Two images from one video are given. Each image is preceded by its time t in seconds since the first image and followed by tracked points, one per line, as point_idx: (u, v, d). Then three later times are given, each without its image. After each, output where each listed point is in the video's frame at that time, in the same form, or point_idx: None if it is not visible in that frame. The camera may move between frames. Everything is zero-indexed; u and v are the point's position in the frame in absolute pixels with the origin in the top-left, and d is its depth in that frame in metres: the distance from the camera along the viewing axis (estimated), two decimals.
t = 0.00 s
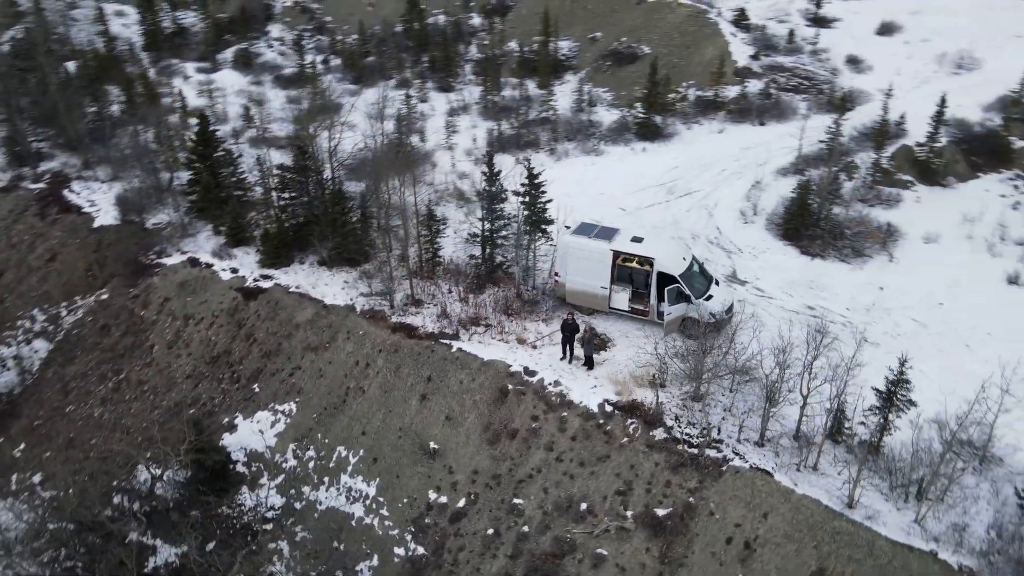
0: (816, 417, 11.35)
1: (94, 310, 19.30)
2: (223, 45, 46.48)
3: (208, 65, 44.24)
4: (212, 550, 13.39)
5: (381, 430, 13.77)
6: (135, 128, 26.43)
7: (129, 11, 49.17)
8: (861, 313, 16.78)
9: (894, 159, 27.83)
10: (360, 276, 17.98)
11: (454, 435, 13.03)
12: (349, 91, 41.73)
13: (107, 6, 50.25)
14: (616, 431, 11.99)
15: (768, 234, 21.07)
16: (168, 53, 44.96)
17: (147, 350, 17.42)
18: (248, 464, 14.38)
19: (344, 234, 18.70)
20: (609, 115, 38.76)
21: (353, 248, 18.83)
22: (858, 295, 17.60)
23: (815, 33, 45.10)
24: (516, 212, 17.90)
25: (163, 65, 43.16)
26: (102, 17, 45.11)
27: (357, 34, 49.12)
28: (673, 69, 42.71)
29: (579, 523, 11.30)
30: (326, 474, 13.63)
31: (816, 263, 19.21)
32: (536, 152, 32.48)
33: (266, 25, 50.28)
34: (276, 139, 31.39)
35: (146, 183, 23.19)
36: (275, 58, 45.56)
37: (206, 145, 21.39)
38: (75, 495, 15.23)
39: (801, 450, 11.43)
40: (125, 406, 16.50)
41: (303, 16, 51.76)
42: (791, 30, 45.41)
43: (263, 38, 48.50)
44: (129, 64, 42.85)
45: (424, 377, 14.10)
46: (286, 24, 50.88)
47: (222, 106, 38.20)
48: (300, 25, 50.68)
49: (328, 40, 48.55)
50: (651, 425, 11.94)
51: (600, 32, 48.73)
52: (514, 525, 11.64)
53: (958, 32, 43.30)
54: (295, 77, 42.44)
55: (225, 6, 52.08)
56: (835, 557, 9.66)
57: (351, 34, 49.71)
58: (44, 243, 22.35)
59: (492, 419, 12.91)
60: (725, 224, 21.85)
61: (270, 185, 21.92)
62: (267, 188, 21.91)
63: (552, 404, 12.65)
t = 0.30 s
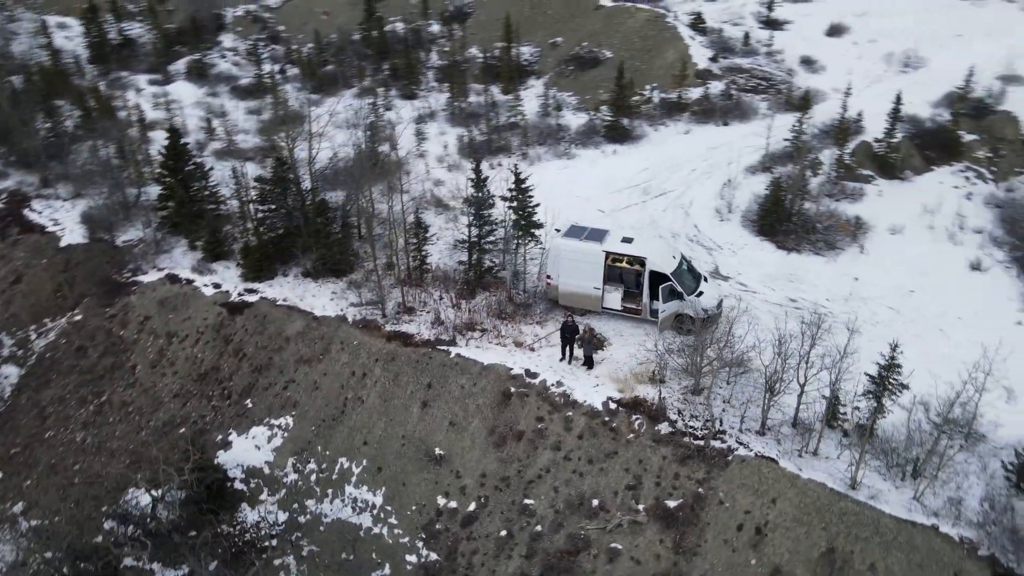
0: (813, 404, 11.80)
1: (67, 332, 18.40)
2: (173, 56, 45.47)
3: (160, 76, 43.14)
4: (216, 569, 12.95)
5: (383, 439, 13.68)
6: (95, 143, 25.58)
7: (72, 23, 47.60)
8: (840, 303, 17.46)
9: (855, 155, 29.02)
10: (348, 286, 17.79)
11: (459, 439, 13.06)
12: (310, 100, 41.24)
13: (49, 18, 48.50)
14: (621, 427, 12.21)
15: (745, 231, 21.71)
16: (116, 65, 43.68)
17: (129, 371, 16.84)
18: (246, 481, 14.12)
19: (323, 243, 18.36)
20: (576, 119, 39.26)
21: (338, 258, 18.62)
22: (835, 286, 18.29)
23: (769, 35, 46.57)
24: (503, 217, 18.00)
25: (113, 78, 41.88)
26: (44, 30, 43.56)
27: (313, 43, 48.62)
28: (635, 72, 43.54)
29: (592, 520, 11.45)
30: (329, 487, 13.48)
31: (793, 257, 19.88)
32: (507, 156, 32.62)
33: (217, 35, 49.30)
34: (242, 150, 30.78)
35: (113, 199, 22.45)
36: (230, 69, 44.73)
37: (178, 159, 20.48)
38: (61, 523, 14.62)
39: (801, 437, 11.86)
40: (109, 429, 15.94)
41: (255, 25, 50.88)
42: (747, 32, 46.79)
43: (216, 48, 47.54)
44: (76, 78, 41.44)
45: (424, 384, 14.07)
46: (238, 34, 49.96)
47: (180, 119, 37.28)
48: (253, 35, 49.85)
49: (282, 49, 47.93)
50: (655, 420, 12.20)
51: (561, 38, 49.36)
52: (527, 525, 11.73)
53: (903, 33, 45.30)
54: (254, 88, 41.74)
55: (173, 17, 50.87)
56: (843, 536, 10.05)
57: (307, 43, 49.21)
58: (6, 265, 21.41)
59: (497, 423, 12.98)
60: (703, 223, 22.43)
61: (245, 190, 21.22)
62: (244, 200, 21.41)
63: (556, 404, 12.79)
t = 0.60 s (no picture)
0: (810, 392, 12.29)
1: (42, 355, 17.65)
2: (124, 68, 44.24)
3: (111, 89, 41.92)
4: None
5: (387, 448, 13.63)
6: (54, 160, 24.71)
7: (13, 37, 45.89)
8: (819, 295, 18.13)
9: (818, 153, 30.18)
10: (337, 297, 17.60)
11: (465, 445, 13.10)
12: (272, 111, 40.65)
13: None
14: (627, 424, 12.44)
15: (722, 229, 22.35)
16: (64, 79, 42.26)
17: (113, 393, 16.27)
18: (246, 499, 13.89)
19: (315, 256, 18.28)
20: (544, 123, 39.64)
21: (325, 268, 18.38)
22: (813, 279, 18.97)
23: (726, 38, 47.87)
24: (491, 223, 18.09)
25: (62, 92, 40.49)
26: None
27: (270, 53, 47.95)
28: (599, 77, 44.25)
29: (605, 516, 11.64)
30: (335, 499, 13.35)
31: (770, 252, 20.55)
32: (480, 161, 32.69)
33: (169, 46, 48.14)
34: (208, 162, 30.10)
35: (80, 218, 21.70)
36: (184, 81, 43.76)
37: (150, 174, 19.82)
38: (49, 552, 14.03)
39: (800, 424, 12.31)
40: (95, 453, 15.39)
41: (207, 35, 49.85)
42: (705, 36, 48.00)
43: (168, 59, 46.45)
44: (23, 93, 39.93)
45: (426, 392, 14.05)
46: (190, 44, 48.87)
47: (138, 133, 36.27)
48: (205, 45, 48.83)
49: (237, 60, 47.12)
50: (659, 415, 12.47)
51: (523, 44, 49.80)
52: (540, 526, 11.85)
53: (853, 34, 47.17)
54: (212, 99, 40.96)
55: (122, 27, 49.39)
56: (849, 517, 10.47)
57: (263, 52, 48.51)
58: None
59: (503, 426, 13.07)
60: (681, 223, 22.98)
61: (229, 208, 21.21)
62: (223, 214, 21.02)
63: (561, 405, 12.96)
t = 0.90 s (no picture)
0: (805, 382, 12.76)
1: (17, 382, 16.72)
2: (73, 82, 42.86)
3: (60, 105, 40.57)
4: None
5: (392, 458, 13.56)
6: (10, 180, 23.79)
7: None
8: (800, 290, 18.77)
9: (784, 153, 31.25)
10: (328, 308, 17.38)
11: (471, 451, 13.14)
12: (233, 123, 39.92)
13: None
14: (632, 422, 12.68)
15: (701, 228, 22.95)
16: (8, 95, 40.71)
17: (99, 416, 15.68)
18: (249, 517, 13.66)
19: (300, 268, 17.91)
20: (514, 129, 39.89)
21: (312, 281, 18.13)
22: (792, 274, 19.63)
23: (686, 42, 49.03)
24: (480, 229, 18.14)
25: (8, 108, 38.99)
26: None
27: (225, 63, 47.02)
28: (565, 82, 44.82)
29: (617, 513, 11.84)
30: (342, 512, 13.24)
31: (749, 249, 21.19)
32: (453, 167, 32.63)
33: (118, 58, 46.77)
34: (174, 176, 29.32)
35: (45, 238, 20.94)
36: (137, 93, 42.61)
37: (123, 191, 19.20)
38: None
39: (798, 414, 12.75)
40: (84, 479, 14.84)
41: (158, 47, 48.55)
42: (664, 40, 49.03)
43: (119, 72, 45.15)
44: None
45: (428, 400, 14.03)
46: (140, 56, 47.58)
47: (93, 148, 35.17)
48: (156, 57, 47.58)
49: (191, 71, 46.08)
50: (663, 412, 12.73)
51: (486, 50, 50.02)
52: (554, 526, 11.99)
53: (805, 36, 48.89)
54: (169, 112, 40.02)
55: (68, 40, 47.83)
56: (852, 500, 10.91)
57: (218, 63, 47.55)
58: None
59: (509, 430, 13.16)
60: (661, 223, 23.49)
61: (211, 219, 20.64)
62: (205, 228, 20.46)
63: (566, 406, 13.12)
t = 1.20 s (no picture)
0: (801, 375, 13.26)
1: None
2: (18, 97, 41.28)
3: (6, 121, 39.05)
4: None
5: (399, 468, 13.51)
6: None
7: None
8: (781, 284, 19.39)
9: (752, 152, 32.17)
10: (320, 321, 17.14)
11: (479, 457, 13.20)
12: (194, 135, 39.03)
13: None
14: (638, 420, 12.92)
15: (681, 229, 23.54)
16: None
17: (86, 441, 15.11)
18: (253, 536, 13.47)
19: (296, 279, 17.46)
20: (484, 135, 39.97)
21: (305, 293, 17.69)
22: (772, 270, 20.26)
23: (647, 46, 49.99)
24: (470, 237, 18.18)
25: None
26: None
27: (179, 74, 45.83)
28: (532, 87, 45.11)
29: (629, 511, 12.05)
30: (351, 526, 13.14)
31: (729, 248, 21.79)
32: (427, 175, 32.39)
33: (65, 71, 45.18)
34: (139, 191, 28.52)
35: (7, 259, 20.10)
36: (88, 107, 41.26)
37: (94, 210, 18.28)
38: None
39: (795, 405, 13.22)
40: (74, 508, 14.30)
41: (107, 58, 47.06)
42: (626, 44, 49.87)
43: (67, 86, 43.64)
44: None
45: (432, 409, 14.03)
46: (88, 69, 46.07)
47: (47, 165, 33.92)
48: (105, 69, 46.14)
49: (143, 83, 44.82)
50: (667, 409, 13.00)
51: (450, 57, 50.02)
52: (567, 527, 12.14)
53: (760, 38, 50.38)
54: (124, 126, 38.88)
55: (10, 54, 46.02)
56: (855, 485, 11.37)
57: (172, 74, 46.34)
58: None
59: (516, 435, 13.26)
60: (641, 225, 23.99)
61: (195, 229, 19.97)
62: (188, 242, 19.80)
63: (571, 408, 13.30)
